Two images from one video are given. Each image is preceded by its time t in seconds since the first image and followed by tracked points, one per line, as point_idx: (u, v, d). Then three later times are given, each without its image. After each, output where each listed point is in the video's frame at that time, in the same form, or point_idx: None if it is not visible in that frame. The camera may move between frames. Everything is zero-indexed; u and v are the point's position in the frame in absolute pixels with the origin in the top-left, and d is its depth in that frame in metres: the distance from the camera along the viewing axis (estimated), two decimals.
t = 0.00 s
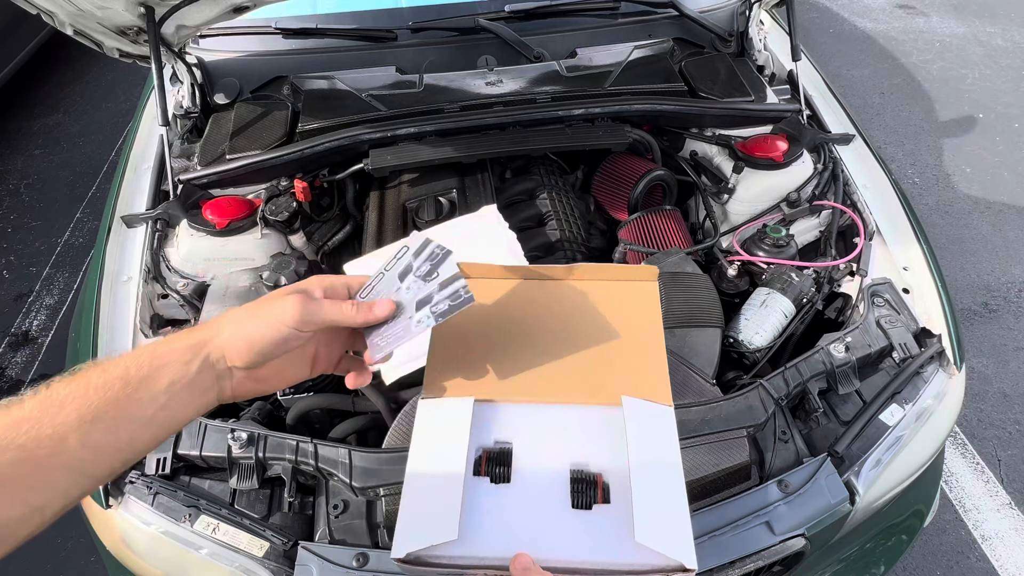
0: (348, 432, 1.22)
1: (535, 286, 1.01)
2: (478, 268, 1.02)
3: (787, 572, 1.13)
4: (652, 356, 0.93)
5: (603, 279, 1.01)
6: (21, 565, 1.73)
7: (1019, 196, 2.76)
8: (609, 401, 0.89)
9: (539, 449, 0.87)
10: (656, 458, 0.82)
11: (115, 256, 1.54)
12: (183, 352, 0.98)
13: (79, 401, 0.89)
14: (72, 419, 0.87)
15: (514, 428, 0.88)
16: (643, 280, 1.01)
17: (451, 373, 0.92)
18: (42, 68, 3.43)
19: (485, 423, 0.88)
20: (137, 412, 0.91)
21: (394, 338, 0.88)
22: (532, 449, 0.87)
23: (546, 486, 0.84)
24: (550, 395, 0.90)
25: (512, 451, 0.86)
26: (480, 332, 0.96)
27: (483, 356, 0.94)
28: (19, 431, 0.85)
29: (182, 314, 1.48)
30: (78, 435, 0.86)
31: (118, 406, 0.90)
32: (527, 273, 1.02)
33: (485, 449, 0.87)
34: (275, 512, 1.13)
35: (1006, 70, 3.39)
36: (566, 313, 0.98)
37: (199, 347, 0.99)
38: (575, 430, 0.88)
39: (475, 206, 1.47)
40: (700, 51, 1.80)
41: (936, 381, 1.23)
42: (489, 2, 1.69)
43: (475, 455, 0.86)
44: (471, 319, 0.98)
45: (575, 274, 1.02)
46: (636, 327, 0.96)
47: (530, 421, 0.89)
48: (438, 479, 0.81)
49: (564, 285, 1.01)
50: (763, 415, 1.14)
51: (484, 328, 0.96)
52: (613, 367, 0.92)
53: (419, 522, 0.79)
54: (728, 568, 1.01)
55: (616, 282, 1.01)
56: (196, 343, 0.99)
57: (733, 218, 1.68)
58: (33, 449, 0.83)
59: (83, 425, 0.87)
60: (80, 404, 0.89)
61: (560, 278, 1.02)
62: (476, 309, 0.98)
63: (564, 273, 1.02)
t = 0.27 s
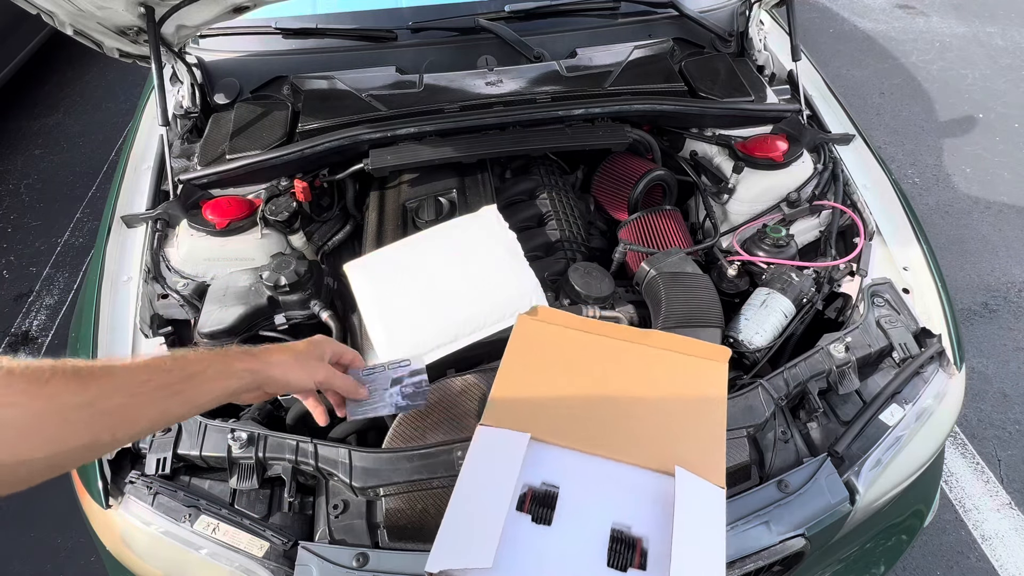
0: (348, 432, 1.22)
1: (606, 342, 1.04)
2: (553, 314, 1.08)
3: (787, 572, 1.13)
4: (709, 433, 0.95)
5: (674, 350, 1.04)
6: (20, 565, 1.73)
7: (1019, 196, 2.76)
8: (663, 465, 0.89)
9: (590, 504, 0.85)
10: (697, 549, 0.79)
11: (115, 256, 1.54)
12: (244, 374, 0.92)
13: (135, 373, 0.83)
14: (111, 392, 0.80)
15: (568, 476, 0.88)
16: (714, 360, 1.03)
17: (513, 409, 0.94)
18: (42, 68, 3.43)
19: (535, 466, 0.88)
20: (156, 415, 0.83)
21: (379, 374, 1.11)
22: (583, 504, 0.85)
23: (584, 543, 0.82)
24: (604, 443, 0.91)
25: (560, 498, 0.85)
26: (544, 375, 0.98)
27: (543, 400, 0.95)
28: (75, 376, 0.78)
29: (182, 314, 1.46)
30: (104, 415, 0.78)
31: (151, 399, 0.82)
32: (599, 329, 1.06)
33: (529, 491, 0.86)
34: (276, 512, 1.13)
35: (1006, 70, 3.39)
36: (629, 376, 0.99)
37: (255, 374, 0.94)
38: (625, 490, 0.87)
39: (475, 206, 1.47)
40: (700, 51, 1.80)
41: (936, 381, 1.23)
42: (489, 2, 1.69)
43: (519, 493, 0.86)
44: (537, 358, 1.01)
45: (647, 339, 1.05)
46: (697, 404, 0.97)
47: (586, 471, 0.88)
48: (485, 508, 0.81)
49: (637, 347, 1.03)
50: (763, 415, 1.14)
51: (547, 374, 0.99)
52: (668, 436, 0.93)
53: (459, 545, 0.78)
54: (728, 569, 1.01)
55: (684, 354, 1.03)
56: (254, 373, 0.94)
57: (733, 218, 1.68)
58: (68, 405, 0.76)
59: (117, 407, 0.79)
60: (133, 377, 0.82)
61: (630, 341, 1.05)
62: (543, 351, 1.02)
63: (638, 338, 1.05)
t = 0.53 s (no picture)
0: (348, 432, 1.22)
1: (639, 381, 1.05)
2: (591, 342, 1.07)
3: (787, 572, 1.13)
4: (735, 487, 0.95)
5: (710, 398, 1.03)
6: (21, 565, 1.73)
7: (1019, 196, 2.76)
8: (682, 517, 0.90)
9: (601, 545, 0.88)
10: None
11: (116, 256, 1.54)
12: (337, 387, 0.91)
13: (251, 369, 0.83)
14: (226, 380, 0.80)
15: (581, 514, 0.91)
16: (751, 415, 1.02)
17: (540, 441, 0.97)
18: (42, 69, 3.43)
19: (550, 503, 0.92)
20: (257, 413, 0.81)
21: (451, 390, 1.13)
22: (593, 544, 0.88)
23: None
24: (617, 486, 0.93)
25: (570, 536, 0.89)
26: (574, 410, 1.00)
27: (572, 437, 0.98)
28: (200, 361, 0.79)
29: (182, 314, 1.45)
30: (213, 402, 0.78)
31: (255, 396, 0.81)
32: (636, 364, 1.06)
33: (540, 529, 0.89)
34: (276, 512, 1.13)
35: (1006, 69, 3.39)
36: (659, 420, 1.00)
37: (346, 386, 0.92)
38: (637, 534, 0.89)
39: (475, 207, 1.47)
40: (700, 51, 1.80)
41: (936, 381, 1.23)
42: (489, 2, 1.69)
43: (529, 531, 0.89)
44: (568, 392, 1.02)
45: (684, 381, 1.04)
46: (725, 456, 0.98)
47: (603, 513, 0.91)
48: (494, 540, 0.84)
49: (671, 391, 1.04)
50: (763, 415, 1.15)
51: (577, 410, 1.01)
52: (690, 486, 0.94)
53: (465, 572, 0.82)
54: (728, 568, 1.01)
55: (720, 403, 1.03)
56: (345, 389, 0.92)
57: (733, 218, 1.68)
58: (190, 383, 0.77)
59: (227, 396, 0.79)
60: (247, 372, 0.83)
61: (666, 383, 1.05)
62: (576, 385, 1.03)
63: (675, 380, 1.05)
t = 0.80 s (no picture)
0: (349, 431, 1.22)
1: (633, 405, 1.01)
2: (583, 363, 1.04)
3: (787, 572, 1.13)
4: (727, 521, 0.92)
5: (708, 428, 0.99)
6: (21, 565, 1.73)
7: (1019, 196, 2.76)
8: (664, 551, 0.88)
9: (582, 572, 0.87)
10: None
11: (116, 256, 1.54)
12: (398, 409, 0.92)
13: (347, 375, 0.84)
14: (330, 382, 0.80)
15: (563, 539, 0.90)
16: (750, 449, 0.97)
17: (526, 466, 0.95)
18: (42, 69, 3.43)
19: (531, 526, 0.91)
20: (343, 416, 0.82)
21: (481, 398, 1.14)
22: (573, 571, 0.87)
23: None
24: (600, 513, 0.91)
25: (550, 562, 0.88)
26: (562, 435, 0.98)
27: (559, 462, 0.96)
28: (306, 367, 0.77)
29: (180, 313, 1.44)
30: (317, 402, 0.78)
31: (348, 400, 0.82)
32: (630, 388, 1.02)
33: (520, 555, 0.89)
34: (276, 512, 1.13)
35: (1005, 69, 3.39)
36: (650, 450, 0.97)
37: (405, 407, 0.94)
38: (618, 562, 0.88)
39: (475, 207, 1.47)
40: (700, 51, 1.80)
41: (936, 381, 1.23)
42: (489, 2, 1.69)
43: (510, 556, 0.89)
44: (557, 416, 1.00)
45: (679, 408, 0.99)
46: (716, 491, 0.94)
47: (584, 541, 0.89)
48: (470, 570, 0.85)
49: (665, 418, 1.00)
50: (762, 415, 1.15)
51: (566, 433, 0.98)
52: (677, 519, 0.91)
53: None
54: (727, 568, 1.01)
55: (716, 436, 0.99)
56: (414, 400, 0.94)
57: (733, 218, 1.68)
58: (304, 380, 0.76)
59: (329, 397, 0.79)
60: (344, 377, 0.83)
61: (661, 409, 1.01)
62: (565, 408, 1.01)
63: (670, 407, 1.00)
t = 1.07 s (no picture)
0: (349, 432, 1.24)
1: (617, 405, 1.01)
2: (569, 365, 1.04)
3: (787, 572, 1.13)
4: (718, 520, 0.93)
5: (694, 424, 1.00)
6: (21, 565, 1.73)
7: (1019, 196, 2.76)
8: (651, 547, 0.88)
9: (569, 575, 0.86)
10: None
11: (116, 256, 1.54)
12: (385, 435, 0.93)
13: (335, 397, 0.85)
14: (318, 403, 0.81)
15: (549, 540, 0.88)
16: (732, 442, 0.98)
17: (511, 467, 0.94)
18: (42, 69, 3.43)
19: (516, 527, 0.89)
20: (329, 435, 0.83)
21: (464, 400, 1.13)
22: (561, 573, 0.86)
23: None
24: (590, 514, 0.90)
25: (537, 564, 0.86)
26: (546, 435, 0.98)
27: (544, 462, 0.95)
28: (294, 389, 0.78)
29: (181, 313, 1.45)
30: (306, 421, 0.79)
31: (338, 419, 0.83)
32: (613, 387, 1.03)
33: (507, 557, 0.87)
34: (275, 512, 1.13)
35: (1006, 69, 3.39)
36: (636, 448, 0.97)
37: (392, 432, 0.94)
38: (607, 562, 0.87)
39: (475, 207, 1.47)
40: (700, 51, 1.80)
41: (936, 381, 1.23)
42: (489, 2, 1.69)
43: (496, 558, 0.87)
44: (539, 415, 0.99)
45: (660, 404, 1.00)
46: (703, 489, 0.95)
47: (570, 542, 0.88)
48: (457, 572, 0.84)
49: (647, 415, 1.01)
50: (763, 415, 1.14)
51: (550, 433, 0.98)
52: (664, 515, 0.91)
53: None
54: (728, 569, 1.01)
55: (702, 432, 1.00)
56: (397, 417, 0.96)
57: (733, 218, 1.68)
58: (292, 403, 0.77)
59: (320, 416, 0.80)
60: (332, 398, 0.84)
61: (644, 407, 1.02)
62: (548, 409, 1.00)
63: (654, 405, 1.01)
